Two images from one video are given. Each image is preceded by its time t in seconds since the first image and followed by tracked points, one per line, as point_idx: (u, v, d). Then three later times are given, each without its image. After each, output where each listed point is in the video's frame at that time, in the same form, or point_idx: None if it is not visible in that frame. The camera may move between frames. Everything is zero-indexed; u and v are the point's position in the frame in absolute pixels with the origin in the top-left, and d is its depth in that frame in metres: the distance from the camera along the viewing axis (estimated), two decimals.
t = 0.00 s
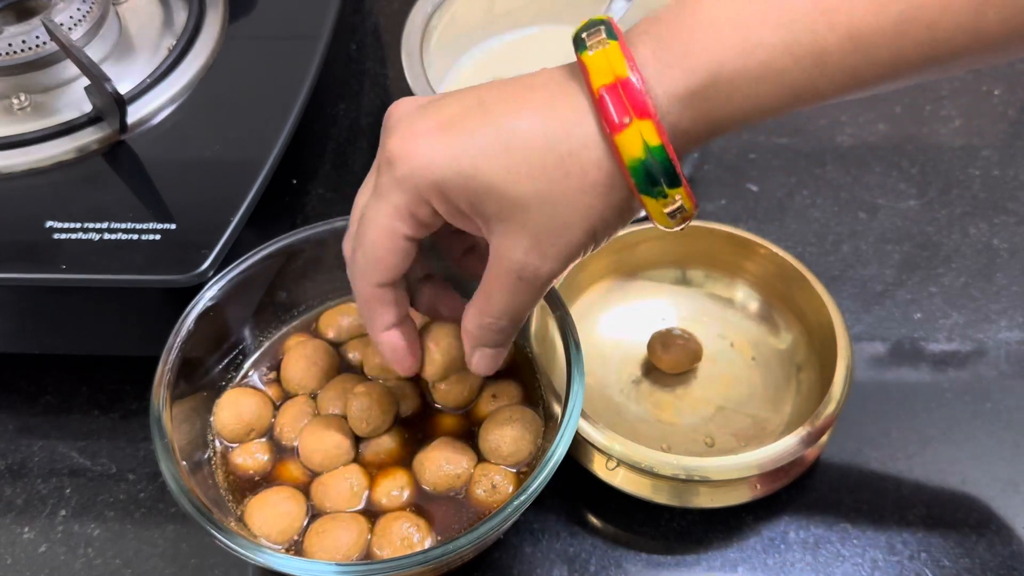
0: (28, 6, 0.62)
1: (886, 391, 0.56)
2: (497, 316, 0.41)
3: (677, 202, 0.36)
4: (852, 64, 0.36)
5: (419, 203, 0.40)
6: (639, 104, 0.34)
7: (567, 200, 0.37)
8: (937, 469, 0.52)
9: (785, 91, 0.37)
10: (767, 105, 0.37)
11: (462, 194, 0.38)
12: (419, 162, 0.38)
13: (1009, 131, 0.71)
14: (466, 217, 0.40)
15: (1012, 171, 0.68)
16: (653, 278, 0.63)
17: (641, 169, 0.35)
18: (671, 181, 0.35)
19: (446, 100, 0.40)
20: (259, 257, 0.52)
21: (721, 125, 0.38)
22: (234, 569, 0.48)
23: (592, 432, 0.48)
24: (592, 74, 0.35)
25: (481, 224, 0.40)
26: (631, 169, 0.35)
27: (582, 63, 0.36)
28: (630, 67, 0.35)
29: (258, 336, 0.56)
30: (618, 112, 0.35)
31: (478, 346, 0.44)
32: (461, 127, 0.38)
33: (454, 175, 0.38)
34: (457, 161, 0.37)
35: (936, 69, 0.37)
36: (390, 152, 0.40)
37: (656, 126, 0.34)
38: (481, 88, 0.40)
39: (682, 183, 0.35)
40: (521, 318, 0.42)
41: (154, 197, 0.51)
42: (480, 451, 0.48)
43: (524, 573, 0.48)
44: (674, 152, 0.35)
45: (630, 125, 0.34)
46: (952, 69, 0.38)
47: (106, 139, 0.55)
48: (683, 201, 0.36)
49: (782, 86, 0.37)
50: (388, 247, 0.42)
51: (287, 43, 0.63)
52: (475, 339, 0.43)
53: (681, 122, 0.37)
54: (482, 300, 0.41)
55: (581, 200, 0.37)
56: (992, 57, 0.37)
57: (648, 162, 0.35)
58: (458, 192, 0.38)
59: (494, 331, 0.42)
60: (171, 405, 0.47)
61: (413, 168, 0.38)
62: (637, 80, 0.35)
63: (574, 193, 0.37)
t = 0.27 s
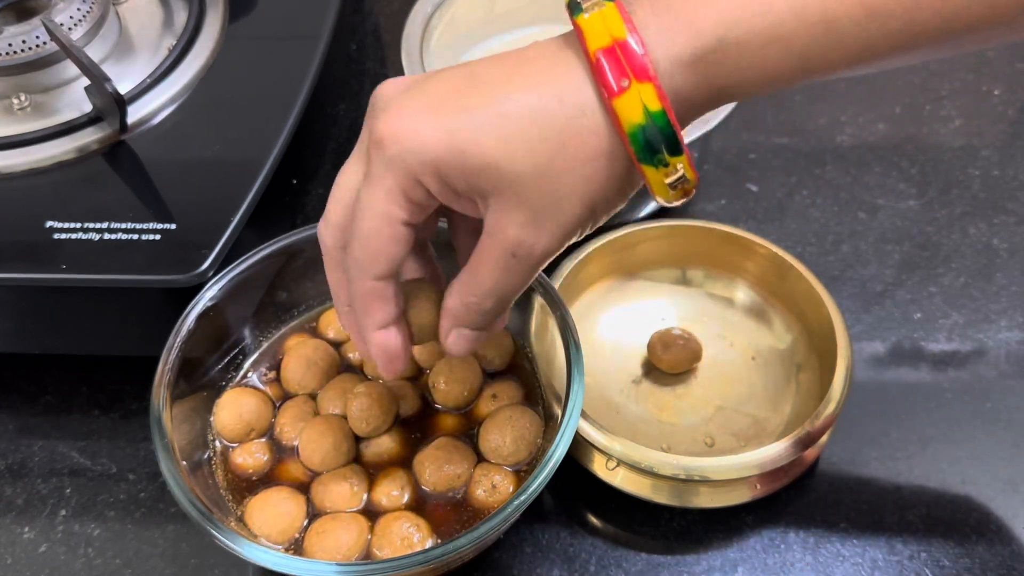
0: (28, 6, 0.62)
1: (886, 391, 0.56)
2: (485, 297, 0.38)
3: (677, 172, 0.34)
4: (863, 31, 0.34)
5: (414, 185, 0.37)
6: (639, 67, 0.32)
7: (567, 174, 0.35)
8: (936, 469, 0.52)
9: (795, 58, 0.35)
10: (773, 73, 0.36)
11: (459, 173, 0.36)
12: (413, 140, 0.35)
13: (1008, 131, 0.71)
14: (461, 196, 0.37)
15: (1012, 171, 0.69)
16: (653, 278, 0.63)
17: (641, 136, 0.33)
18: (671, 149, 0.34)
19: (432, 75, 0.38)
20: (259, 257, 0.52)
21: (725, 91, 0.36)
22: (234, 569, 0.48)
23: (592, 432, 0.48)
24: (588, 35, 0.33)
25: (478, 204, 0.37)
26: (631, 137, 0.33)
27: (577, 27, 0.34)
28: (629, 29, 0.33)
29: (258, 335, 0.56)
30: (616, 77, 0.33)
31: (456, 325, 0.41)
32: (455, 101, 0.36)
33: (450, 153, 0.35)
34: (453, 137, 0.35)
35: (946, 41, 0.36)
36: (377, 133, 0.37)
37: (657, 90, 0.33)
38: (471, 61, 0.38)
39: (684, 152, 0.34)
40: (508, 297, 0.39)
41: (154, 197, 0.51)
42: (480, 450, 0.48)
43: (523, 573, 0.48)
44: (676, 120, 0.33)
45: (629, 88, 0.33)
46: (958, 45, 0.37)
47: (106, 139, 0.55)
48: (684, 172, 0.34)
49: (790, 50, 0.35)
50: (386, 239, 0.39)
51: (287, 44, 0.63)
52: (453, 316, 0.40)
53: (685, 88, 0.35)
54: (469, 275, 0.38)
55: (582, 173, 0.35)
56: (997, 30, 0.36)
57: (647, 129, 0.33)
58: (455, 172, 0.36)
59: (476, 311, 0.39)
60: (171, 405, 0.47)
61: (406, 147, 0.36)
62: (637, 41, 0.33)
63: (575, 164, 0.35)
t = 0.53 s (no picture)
0: (28, 6, 0.62)
1: (886, 391, 0.56)
2: (462, 275, 0.39)
3: (676, 169, 0.35)
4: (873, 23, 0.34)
5: (401, 162, 0.37)
6: (645, 60, 0.32)
7: (554, 159, 0.35)
8: (936, 469, 0.52)
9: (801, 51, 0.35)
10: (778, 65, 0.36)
11: (446, 152, 0.35)
12: (401, 115, 0.35)
13: (1008, 131, 0.71)
14: (447, 177, 0.37)
15: (1011, 171, 0.69)
16: (653, 279, 0.63)
17: (641, 132, 0.33)
18: (671, 148, 0.34)
19: (424, 42, 0.37)
20: (259, 258, 0.52)
21: (731, 85, 0.36)
22: (235, 569, 0.49)
23: (593, 432, 0.48)
24: (593, 24, 0.33)
25: (463, 184, 0.37)
26: (633, 135, 0.33)
27: (582, 13, 0.33)
28: (635, 19, 0.32)
29: (258, 336, 0.56)
30: (619, 69, 0.32)
31: (431, 305, 0.42)
32: (445, 76, 0.35)
33: (437, 131, 0.35)
34: (441, 115, 0.34)
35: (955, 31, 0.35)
36: (365, 104, 0.36)
37: (662, 86, 0.32)
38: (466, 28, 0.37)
39: (684, 150, 0.34)
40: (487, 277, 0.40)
41: (154, 197, 0.52)
42: (480, 450, 0.48)
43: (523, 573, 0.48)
44: (679, 117, 0.33)
45: (634, 83, 0.32)
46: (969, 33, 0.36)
47: (106, 139, 0.55)
48: (683, 169, 0.35)
49: (798, 44, 0.35)
50: (374, 213, 0.39)
51: (287, 43, 0.63)
52: (428, 295, 0.41)
53: (690, 81, 0.35)
54: (448, 254, 0.38)
55: (569, 159, 0.35)
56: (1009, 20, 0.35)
57: (649, 125, 0.33)
58: (442, 151, 0.35)
59: (454, 289, 0.40)
60: (171, 405, 0.47)
61: (394, 122, 0.35)
62: (642, 31, 0.32)
63: (564, 151, 0.34)
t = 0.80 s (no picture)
0: (28, 6, 0.62)
1: (885, 391, 0.56)
2: (459, 272, 0.39)
3: (678, 175, 0.35)
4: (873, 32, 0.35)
5: (401, 157, 0.36)
6: (649, 66, 0.32)
7: (554, 160, 0.35)
8: (936, 469, 0.52)
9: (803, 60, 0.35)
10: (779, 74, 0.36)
11: (446, 149, 0.35)
12: (402, 110, 0.35)
13: (1008, 131, 0.71)
14: (447, 175, 0.37)
15: (1011, 171, 0.69)
16: (653, 279, 0.63)
17: (645, 137, 0.34)
18: (674, 154, 0.34)
19: (426, 38, 0.37)
20: (259, 258, 0.52)
21: (734, 92, 0.36)
22: (235, 569, 0.49)
23: (592, 432, 0.48)
24: (599, 28, 0.33)
25: (462, 181, 0.37)
26: (635, 140, 0.34)
27: (588, 15, 0.33)
28: (641, 23, 0.33)
29: (258, 336, 0.56)
30: (624, 73, 0.33)
31: (426, 299, 0.42)
32: (448, 72, 0.35)
33: (438, 128, 0.34)
34: (442, 111, 0.34)
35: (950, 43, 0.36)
36: (367, 97, 0.36)
37: (665, 92, 0.33)
38: (471, 26, 0.37)
39: (686, 156, 0.34)
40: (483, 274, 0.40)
41: (154, 197, 0.52)
42: (479, 450, 0.48)
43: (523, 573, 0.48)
44: (682, 123, 0.34)
45: (638, 88, 0.33)
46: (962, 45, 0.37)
47: (106, 139, 0.55)
48: (684, 174, 0.35)
49: (801, 52, 0.35)
50: (372, 207, 0.39)
51: (287, 43, 0.63)
52: (424, 290, 0.42)
53: (694, 86, 0.35)
54: (445, 251, 0.39)
55: (570, 161, 0.35)
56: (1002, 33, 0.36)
57: (652, 130, 0.33)
58: (443, 149, 0.35)
59: (450, 284, 0.40)
60: (171, 405, 0.47)
61: (395, 117, 0.35)
62: (648, 35, 0.32)
63: (564, 153, 0.35)
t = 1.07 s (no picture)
0: (28, 6, 0.62)
1: (885, 391, 0.56)
2: (463, 270, 0.39)
3: (686, 178, 0.35)
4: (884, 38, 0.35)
5: (409, 154, 0.36)
6: (659, 69, 0.32)
7: (562, 162, 0.35)
8: (936, 469, 0.52)
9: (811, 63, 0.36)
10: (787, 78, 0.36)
11: (454, 149, 0.35)
12: (412, 107, 0.35)
13: (1008, 131, 0.71)
14: (454, 173, 0.37)
15: (1011, 171, 0.69)
16: (653, 279, 0.63)
17: (654, 140, 0.33)
18: (683, 157, 0.34)
19: (436, 36, 0.37)
20: (259, 258, 0.52)
21: (742, 95, 0.36)
22: (235, 569, 0.49)
23: (592, 431, 0.48)
24: (611, 31, 0.33)
25: (469, 179, 0.37)
26: (644, 143, 0.33)
27: (599, 18, 0.33)
28: (651, 26, 0.33)
29: (258, 336, 0.56)
30: (634, 75, 0.32)
31: (429, 295, 0.42)
32: (458, 71, 0.35)
33: (447, 126, 0.34)
34: (452, 110, 0.34)
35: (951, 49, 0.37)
36: (376, 93, 0.36)
37: (675, 95, 0.32)
38: (482, 25, 0.37)
39: (694, 160, 0.34)
40: (486, 273, 0.40)
41: (154, 197, 0.52)
42: (480, 450, 0.48)
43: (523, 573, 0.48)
44: (691, 126, 0.33)
45: (648, 91, 0.32)
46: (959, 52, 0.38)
47: (106, 139, 0.55)
48: (692, 178, 0.35)
49: (812, 55, 0.35)
50: (378, 203, 0.39)
51: (287, 43, 0.63)
52: (428, 286, 0.42)
53: (704, 89, 0.35)
54: (450, 249, 0.39)
55: (578, 163, 0.35)
56: (1002, 40, 0.37)
57: (662, 132, 0.33)
58: (451, 147, 0.35)
59: (453, 281, 0.40)
60: (171, 405, 0.47)
61: (404, 114, 0.35)
62: (658, 38, 0.32)
63: (572, 154, 0.35)
